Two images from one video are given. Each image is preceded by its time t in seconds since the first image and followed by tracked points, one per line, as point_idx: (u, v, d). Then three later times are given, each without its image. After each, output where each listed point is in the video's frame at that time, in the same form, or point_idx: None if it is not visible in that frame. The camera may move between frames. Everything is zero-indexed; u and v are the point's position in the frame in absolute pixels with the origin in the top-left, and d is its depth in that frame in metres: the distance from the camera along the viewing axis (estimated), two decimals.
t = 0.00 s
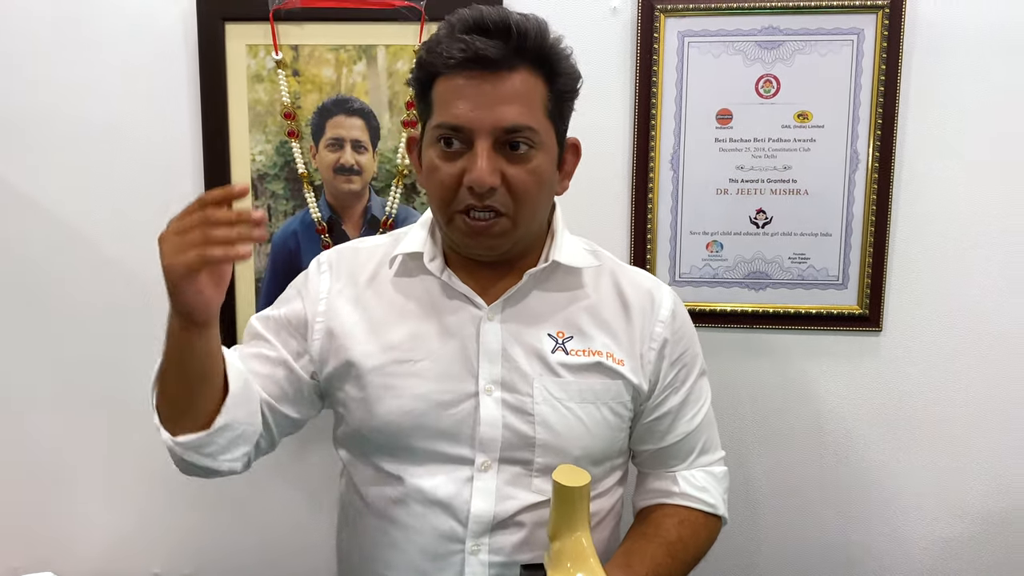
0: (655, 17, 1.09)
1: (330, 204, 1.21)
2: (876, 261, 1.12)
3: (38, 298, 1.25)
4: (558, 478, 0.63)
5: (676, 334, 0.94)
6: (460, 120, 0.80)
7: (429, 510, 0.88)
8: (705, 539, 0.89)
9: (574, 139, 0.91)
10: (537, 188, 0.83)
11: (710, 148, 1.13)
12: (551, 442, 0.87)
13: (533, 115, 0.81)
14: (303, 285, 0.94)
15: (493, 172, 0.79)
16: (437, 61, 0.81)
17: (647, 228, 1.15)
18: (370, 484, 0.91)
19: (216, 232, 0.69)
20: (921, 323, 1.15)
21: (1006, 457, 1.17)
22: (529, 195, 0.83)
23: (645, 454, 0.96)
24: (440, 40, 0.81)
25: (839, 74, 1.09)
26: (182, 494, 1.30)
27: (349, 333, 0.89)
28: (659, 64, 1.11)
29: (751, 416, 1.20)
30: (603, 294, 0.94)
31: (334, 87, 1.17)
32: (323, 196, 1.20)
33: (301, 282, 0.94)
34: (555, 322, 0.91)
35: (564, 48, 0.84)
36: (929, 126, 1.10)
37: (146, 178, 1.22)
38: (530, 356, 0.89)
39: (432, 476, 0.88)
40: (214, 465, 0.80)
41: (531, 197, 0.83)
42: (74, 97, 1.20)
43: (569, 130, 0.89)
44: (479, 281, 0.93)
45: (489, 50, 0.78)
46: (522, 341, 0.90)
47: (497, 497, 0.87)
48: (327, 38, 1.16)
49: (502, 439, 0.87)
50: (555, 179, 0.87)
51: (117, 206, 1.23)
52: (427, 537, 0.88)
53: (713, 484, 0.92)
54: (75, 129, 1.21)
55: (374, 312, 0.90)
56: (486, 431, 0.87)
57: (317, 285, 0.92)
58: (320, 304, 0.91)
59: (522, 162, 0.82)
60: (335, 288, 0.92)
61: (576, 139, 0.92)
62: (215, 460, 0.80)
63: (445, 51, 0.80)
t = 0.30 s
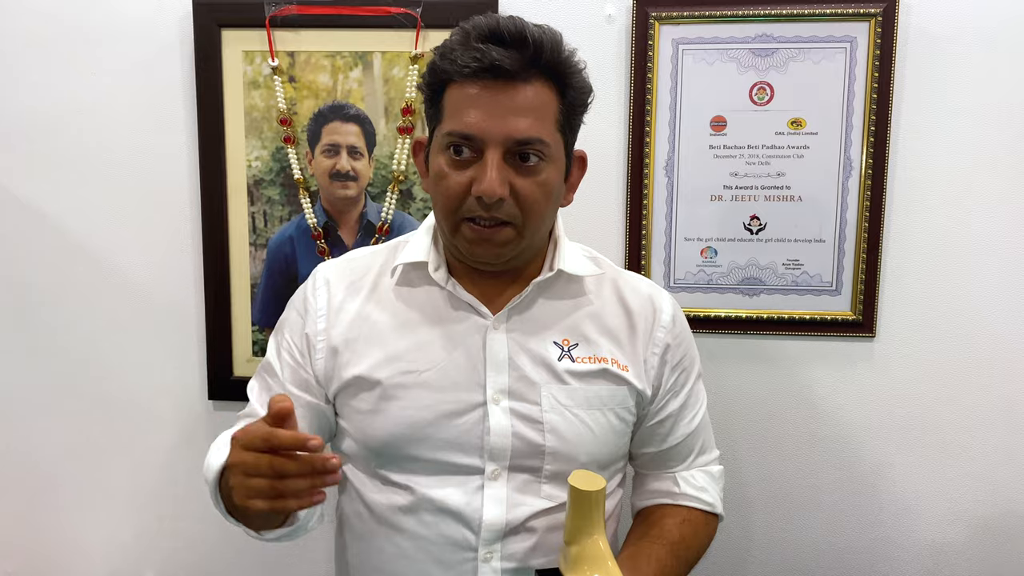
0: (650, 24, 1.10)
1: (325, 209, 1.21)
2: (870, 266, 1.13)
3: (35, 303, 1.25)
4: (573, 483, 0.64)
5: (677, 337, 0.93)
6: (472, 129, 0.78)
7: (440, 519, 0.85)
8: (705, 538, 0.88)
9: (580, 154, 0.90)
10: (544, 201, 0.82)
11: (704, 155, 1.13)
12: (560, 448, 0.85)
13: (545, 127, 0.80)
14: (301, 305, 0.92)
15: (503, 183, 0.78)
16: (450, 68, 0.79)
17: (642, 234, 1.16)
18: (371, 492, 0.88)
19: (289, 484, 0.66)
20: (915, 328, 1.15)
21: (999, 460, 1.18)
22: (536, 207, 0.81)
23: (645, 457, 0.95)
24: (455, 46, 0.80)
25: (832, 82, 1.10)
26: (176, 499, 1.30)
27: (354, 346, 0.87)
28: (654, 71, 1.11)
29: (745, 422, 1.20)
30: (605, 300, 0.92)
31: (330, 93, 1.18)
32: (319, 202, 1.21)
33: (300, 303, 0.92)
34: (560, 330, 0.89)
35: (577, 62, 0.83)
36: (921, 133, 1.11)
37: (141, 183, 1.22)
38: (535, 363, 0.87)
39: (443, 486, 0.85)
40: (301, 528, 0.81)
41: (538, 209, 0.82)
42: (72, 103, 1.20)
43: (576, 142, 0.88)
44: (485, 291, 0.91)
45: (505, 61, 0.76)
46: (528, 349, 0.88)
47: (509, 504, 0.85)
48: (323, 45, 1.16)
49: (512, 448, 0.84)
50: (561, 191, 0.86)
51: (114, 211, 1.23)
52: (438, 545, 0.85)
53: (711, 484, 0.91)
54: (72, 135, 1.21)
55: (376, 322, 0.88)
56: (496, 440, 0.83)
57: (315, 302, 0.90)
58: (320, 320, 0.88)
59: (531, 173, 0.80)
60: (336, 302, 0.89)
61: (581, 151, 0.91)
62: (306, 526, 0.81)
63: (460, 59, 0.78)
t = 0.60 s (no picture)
0: (645, 30, 1.11)
1: (322, 214, 1.21)
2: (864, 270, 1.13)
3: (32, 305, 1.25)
4: (591, 482, 0.66)
5: (687, 341, 0.94)
6: (490, 120, 0.79)
7: (455, 521, 0.85)
8: (714, 539, 0.89)
9: (593, 154, 0.91)
10: (559, 194, 0.82)
11: (700, 160, 1.14)
12: (574, 450, 0.85)
13: (561, 120, 0.81)
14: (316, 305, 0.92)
15: (519, 172, 0.78)
16: (468, 61, 0.80)
17: (637, 238, 1.16)
18: (384, 497, 0.88)
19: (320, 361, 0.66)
20: (909, 332, 1.16)
21: (993, 463, 1.18)
22: (552, 200, 0.82)
23: (653, 460, 0.95)
24: (472, 41, 0.80)
25: (827, 87, 1.11)
26: (171, 503, 1.30)
27: (369, 346, 0.87)
28: (649, 76, 1.12)
29: (740, 425, 1.21)
30: (617, 303, 0.93)
31: (327, 97, 1.18)
32: (316, 206, 1.21)
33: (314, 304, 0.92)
34: (573, 331, 0.90)
35: (590, 61, 0.84)
36: (915, 138, 1.12)
37: (138, 186, 1.22)
38: (549, 364, 0.88)
39: (457, 489, 0.85)
40: (300, 519, 0.79)
41: (554, 201, 0.82)
42: (71, 105, 1.20)
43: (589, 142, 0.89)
44: (500, 291, 0.91)
45: (523, 51, 0.77)
46: (541, 351, 0.88)
47: (524, 506, 0.85)
48: (321, 49, 1.17)
49: (526, 450, 0.85)
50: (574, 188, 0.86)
51: (112, 214, 1.23)
52: (453, 548, 0.85)
53: (719, 486, 0.92)
54: (68, 137, 1.21)
55: (391, 324, 0.88)
56: (511, 442, 0.84)
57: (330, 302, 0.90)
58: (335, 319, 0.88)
59: (547, 165, 0.81)
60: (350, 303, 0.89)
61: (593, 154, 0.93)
62: (303, 515, 0.79)
63: (477, 52, 0.79)
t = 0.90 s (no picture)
0: (641, 34, 1.12)
1: (318, 217, 1.21)
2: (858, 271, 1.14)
3: (29, 309, 1.26)
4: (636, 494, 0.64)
5: (745, 348, 0.90)
6: (545, 117, 0.78)
7: (502, 527, 0.84)
8: (770, 550, 0.86)
9: (649, 153, 0.90)
10: (615, 193, 0.81)
11: (695, 164, 1.15)
12: (624, 458, 0.84)
13: (617, 118, 0.79)
14: (367, 306, 0.92)
15: (575, 170, 0.77)
16: (522, 59, 0.79)
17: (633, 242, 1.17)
18: (434, 499, 0.88)
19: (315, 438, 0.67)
20: (906, 333, 1.17)
21: (990, 464, 1.19)
22: (608, 199, 0.80)
23: (709, 468, 0.93)
24: (526, 39, 0.79)
25: (820, 91, 1.12)
26: (166, 507, 1.29)
27: (420, 346, 0.87)
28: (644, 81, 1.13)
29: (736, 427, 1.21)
30: (671, 308, 0.91)
31: (323, 101, 1.18)
32: (312, 209, 1.21)
33: (365, 305, 0.92)
34: (625, 337, 0.89)
35: (646, 60, 0.83)
36: (909, 142, 1.13)
37: (136, 190, 1.22)
38: (599, 370, 0.87)
39: (504, 494, 0.84)
40: (361, 534, 0.81)
41: (610, 201, 0.80)
42: (69, 108, 1.21)
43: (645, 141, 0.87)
44: (552, 292, 0.91)
45: (578, 48, 0.76)
46: (593, 357, 0.87)
47: (571, 513, 0.84)
48: (318, 53, 1.16)
49: (574, 456, 0.84)
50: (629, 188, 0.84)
51: (111, 217, 1.23)
52: (499, 553, 0.84)
53: (778, 497, 0.89)
54: (66, 141, 1.22)
55: (441, 324, 0.88)
56: (558, 448, 0.83)
57: (382, 303, 0.90)
58: (387, 320, 0.89)
59: (602, 164, 0.79)
60: (405, 303, 0.90)
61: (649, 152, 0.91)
62: (365, 530, 0.81)
63: (530, 49, 0.78)
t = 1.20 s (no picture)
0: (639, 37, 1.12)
1: (315, 218, 1.20)
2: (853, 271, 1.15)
3: (26, 313, 1.25)
4: (681, 496, 0.65)
5: (810, 354, 0.86)
6: (568, 119, 0.78)
7: (549, 527, 0.85)
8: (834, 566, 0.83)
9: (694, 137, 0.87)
10: (653, 184, 0.79)
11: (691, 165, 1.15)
12: (675, 462, 0.83)
13: (644, 108, 0.77)
14: (425, 300, 0.94)
15: (601, 167, 0.76)
16: (542, 65, 0.79)
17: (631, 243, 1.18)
18: (485, 496, 0.89)
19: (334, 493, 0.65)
20: (903, 332, 1.18)
21: (988, 462, 1.20)
22: (645, 192, 0.78)
23: (772, 478, 0.89)
24: (545, 44, 0.80)
25: (815, 93, 1.13)
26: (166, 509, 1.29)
27: (472, 343, 0.88)
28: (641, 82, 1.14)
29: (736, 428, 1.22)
30: (730, 309, 0.88)
31: (319, 102, 1.17)
32: (309, 210, 1.20)
33: (424, 299, 0.94)
34: (680, 339, 0.86)
35: (673, 43, 0.80)
36: (906, 143, 1.13)
37: (135, 193, 1.22)
38: (652, 372, 0.85)
39: (551, 494, 0.85)
40: (411, 526, 0.81)
41: (647, 193, 0.79)
42: (66, 109, 1.20)
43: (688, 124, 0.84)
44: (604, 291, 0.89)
45: (589, 45, 0.76)
46: (646, 357, 0.86)
47: (618, 517, 0.83)
48: (314, 54, 1.16)
49: (624, 458, 0.83)
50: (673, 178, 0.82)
51: (110, 218, 1.23)
52: (546, 554, 0.85)
53: (846, 511, 0.85)
54: (64, 145, 1.21)
55: (493, 321, 0.89)
56: (607, 449, 0.83)
57: (438, 299, 0.92)
58: (443, 315, 0.91)
59: (633, 157, 0.78)
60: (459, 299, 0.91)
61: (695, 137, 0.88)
62: (413, 523, 0.81)
63: (548, 54, 0.79)
